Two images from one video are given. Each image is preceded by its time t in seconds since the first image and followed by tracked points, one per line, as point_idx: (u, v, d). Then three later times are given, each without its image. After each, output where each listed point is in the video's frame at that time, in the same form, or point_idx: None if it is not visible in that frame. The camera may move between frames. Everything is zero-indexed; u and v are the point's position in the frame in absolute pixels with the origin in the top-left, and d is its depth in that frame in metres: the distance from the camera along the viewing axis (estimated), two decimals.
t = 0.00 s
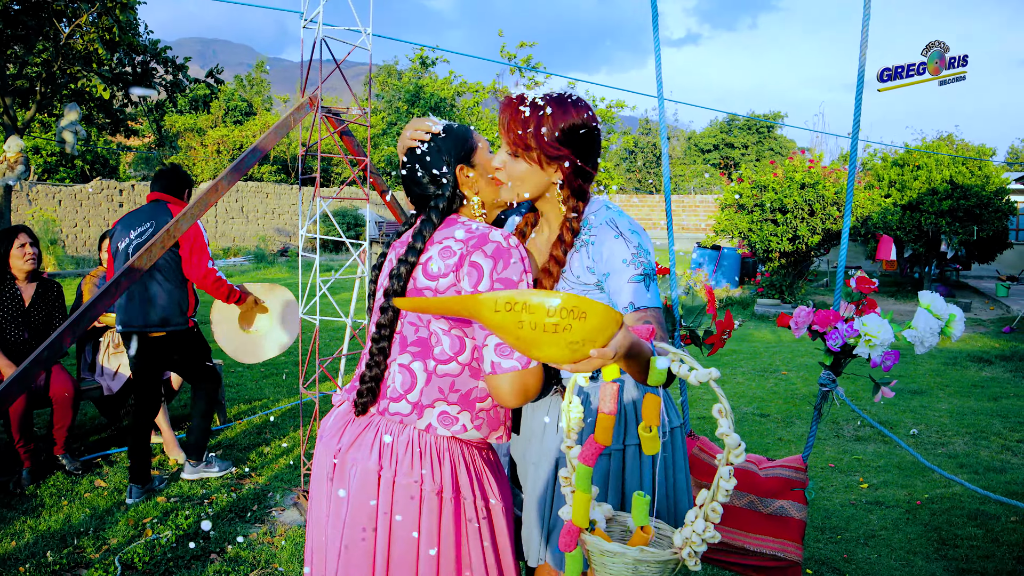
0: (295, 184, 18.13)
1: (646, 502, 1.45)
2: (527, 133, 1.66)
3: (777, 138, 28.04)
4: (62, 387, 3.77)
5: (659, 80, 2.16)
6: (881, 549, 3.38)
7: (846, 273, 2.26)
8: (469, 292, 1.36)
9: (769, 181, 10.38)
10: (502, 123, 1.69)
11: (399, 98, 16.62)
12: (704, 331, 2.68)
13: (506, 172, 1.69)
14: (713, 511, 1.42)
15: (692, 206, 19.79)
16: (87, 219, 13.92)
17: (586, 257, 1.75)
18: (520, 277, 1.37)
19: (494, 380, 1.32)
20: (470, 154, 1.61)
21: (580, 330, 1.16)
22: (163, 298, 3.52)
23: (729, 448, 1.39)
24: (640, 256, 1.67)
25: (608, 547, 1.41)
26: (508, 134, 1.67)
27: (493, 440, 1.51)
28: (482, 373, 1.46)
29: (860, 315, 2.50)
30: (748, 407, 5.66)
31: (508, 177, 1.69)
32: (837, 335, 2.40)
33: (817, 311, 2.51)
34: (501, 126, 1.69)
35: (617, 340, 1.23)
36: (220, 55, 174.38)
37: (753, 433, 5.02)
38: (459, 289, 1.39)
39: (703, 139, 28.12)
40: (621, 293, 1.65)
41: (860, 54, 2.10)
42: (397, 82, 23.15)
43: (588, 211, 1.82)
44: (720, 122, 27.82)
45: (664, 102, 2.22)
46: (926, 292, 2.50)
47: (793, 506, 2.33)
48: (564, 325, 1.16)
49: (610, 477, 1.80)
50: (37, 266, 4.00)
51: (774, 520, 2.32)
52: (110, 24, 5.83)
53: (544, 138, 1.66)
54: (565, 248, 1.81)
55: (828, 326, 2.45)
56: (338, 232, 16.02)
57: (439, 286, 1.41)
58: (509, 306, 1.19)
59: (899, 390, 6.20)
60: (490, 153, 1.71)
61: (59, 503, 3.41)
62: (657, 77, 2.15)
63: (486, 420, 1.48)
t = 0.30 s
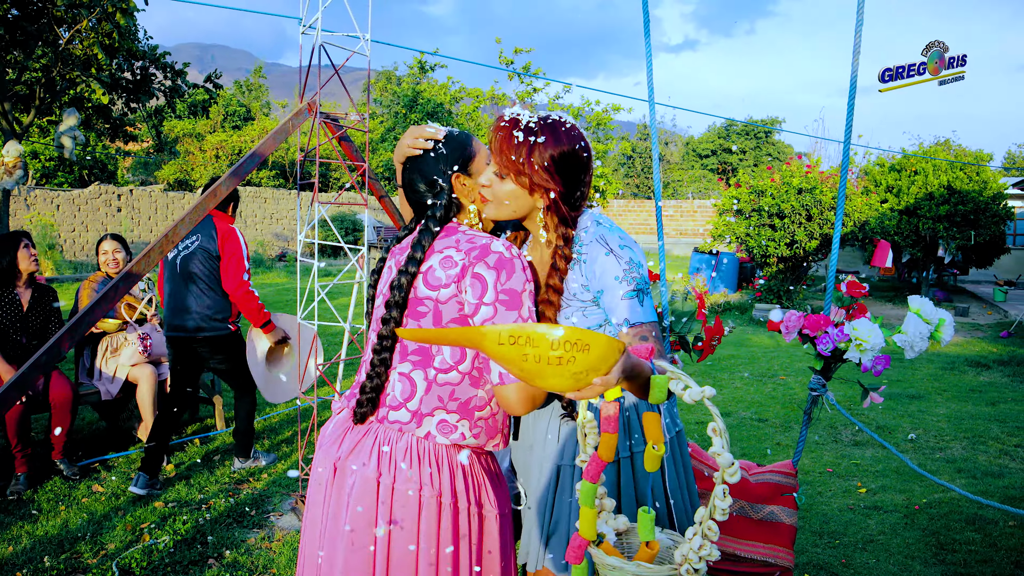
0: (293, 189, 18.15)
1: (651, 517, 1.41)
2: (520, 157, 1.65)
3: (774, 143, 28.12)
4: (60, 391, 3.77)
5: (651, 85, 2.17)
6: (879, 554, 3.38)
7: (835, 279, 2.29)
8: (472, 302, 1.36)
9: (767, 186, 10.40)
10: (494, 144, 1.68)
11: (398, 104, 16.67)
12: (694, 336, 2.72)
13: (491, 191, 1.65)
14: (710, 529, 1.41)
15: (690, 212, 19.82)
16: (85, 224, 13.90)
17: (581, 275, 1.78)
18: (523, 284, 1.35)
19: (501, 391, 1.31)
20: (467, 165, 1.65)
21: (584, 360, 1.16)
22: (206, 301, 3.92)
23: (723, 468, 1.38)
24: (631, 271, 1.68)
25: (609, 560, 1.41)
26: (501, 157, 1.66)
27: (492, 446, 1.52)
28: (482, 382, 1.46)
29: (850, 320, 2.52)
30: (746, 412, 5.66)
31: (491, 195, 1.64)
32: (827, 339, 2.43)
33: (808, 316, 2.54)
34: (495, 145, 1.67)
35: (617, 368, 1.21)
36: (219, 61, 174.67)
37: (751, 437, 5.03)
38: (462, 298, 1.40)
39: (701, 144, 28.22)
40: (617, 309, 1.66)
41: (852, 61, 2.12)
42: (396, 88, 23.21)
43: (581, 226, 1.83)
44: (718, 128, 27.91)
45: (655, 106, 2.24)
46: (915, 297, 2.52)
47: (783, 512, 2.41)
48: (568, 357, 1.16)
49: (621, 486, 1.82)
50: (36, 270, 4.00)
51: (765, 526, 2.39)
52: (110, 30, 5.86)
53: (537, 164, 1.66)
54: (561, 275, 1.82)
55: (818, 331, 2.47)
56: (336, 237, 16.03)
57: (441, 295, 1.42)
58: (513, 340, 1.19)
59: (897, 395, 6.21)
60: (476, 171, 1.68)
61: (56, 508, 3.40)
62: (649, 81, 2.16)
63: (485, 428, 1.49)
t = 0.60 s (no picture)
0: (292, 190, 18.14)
1: (649, 514, 1.47)
2: (523, 135, 1.78)
3: (773, 144, 28.15)
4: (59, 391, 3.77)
5: (643, 85, 2.17)
6: (877, 554, 3.39)
7: (826, 278, 2.30)
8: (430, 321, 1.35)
9: (765, 187, 10.41)
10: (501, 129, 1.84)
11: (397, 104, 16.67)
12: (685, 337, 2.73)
13: (504, 173, 1.84)
14: (713, 521, 1.44)
15: (689, 212, 19.84)
16: (83, 224, 13.89)
17: (578, 269, 1.76)
18: (481, 293, 1.35)
19: (486, 399, 1.33)
20: (411, 173, 1.49)
21: (571, 371, 1.17)
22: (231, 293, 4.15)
23: (725, 462, 1.40)
24: (629, 267, 1.66)
25: (616, 562, 1.42)
26: (507, 139, 1.81)
27: (483, 446, 1.52)
28: (464, 387, 1.45)
29: (840, 320, 2.53)
30: (745, 412, 5.67)
31: (502, 179, 1.84)
32: (817, 339, 2.43)
33: (797, 316, 2.54)
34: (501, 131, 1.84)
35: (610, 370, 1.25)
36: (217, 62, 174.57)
37: (749, 438, 5.03)
38: (420, 316, 1.37)
39: (700, 145, 28.24)
40: (613, 305, 1.63)
41: (843, 61, 2.12)
42: (395, 88, 23.23)
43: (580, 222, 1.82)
44: (716, 128, 27.92)
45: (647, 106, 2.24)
46: (905, 297, 2.53)
47: (774, 513, 2.44)
48: (554, 368, 1.17)
49: (613, 489, 1.79)
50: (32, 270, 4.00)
51: (756, 527, 2.42)
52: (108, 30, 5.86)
53: (539, 141, 1.78)
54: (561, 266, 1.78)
55: (808, 331, 2.49)
56: (335, 238, 16.03)
57: (398, 315, 1.41)
58: (501, 352, 1.20)
59: (895, 395, 6.22)
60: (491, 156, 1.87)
61: (55, 509, 3.40)
62: (641, 81, 2.16)
63: (472, 430, 1.48)
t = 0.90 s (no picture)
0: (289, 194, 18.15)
1: (640, 502, 1.47)
2: (487, 137, 1.88)
3: (771, 148, 28.22)
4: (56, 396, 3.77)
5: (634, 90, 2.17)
6: (874, 559, 3.39)
7: (817, 282, 2.32)
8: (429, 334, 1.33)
9: (763, 191, 10.44)
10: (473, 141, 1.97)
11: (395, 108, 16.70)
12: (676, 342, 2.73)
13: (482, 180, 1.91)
14: (710, 500, 1.48)
15: (686, 216, 19.88)
16: (81, 228, 13.87)
17: (564, 267, 1.78)
18: (484, 313, 1.35)
19: (481, 415, 1.35)
20: (421, 193, 1.49)
21: (553, 357, 1.21)
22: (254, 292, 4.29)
23: (720, 443, 1.43)
24: (612, 260, 1.68)
25: (621, 553, 1.43)
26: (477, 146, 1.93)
27: (468, 463, 1.53)
28: (453, 404, 1.46)
29: (831, 324, 2.55)
30: (742, 417, 5.68)
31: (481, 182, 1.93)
32: (807, 344, 2.45)
33: (788, 320, 2.56)
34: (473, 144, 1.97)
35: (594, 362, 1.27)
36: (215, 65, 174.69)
37: (747, 442, 5.04)
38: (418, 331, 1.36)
39: (697, 148, 28.30)
40: (599, 300, 1.66)
41: (835, 67, 2.14)
42: (393, 92, 23.28)
43: (562, 221, 1.84)
44: (714, 132, 27.99)
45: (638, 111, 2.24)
46: (895, 301, 2.55)
47: (765, 517, 2.45)
48: (536, 353, 1.21)
49: (604, 489, 1.83)
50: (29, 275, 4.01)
51: (748, 532, 2.40)
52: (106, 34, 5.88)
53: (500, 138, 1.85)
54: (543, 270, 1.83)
55: (799, 336, 2.49)
56: (333, 242, 16.03)
57: (394, 326, 1.40)
58: (485, 338, 1.23)
59: (892, 399, 6.23)
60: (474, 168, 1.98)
61: (53, 514, 3.40)
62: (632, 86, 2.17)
63: (457, 447, 1.49)
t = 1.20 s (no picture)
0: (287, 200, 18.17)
1: (634, 503, 1.48)
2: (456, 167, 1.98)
3: (768, 153, 28.33)
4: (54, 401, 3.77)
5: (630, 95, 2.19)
6: (871, 563, 3.40)
7: (812, 287, 2.34)
8: (427, 344, 1.32)
9: (759, 197, 10.49)
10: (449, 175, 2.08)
11: (392, 114, 16.75)
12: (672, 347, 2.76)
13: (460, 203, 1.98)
14: (698, 503, 1.47)
15: (684, 221, 19.95)
16: (78, 234, 13.86)
17: (546, 279, 1.80)
18: (480, 322, 1.34)
19: (475, 426, 1.32)
20: (420, 205, 1.45)
21: (541, 365, 1.24)
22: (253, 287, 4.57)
23: (709, 448, 1.44)
24: (592, 265, 1.69)
25: (606, 553, 1.45)
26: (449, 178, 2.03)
27: (462, 473, 1.52)
28: (447, 413, 1.46)
29: (826, 328, 2.56)
30: (739, 421, 5.69)
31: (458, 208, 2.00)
32: (803, 348, 2.47)
33: (784, 324, 2.58)
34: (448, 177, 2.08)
35: (583, 366, 1.30)
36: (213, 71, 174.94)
37: (744, 447, 5.05)
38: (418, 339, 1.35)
39: (694, 154, 28.42)
40: (585, 306, 1.67)
41: (829, 74, 2.16)
42: (390, 98, 23.35)
43: (539, 233, 1.86)
44: (711, 138, 28.10)
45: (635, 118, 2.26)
46: (891, 306, 2.57)
47: (761, 521, 2.45)
48: (524, 363, 1.24)
49: (611, 494, 1.85)
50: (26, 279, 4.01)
51: (742, 536, 2.42)
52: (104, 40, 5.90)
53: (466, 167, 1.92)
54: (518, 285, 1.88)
55: (794, 340, 2.51)
56: (330, 247, 16.04)
57: (392, 334, 1.40)
58: (472, 351, 1.25)
59: (889, 403, 6.25)
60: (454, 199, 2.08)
61: (50, 519, 3.40)
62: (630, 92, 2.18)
63: (451, 456, 1.49)
